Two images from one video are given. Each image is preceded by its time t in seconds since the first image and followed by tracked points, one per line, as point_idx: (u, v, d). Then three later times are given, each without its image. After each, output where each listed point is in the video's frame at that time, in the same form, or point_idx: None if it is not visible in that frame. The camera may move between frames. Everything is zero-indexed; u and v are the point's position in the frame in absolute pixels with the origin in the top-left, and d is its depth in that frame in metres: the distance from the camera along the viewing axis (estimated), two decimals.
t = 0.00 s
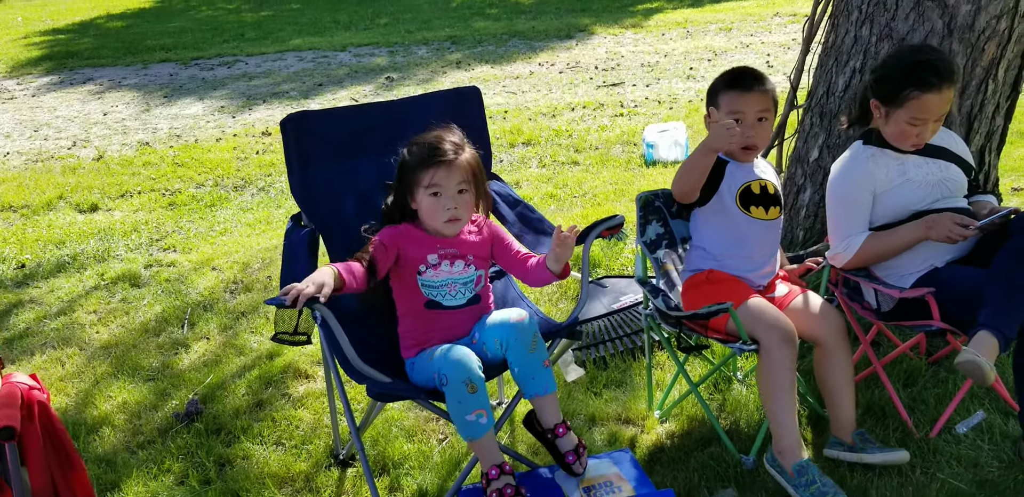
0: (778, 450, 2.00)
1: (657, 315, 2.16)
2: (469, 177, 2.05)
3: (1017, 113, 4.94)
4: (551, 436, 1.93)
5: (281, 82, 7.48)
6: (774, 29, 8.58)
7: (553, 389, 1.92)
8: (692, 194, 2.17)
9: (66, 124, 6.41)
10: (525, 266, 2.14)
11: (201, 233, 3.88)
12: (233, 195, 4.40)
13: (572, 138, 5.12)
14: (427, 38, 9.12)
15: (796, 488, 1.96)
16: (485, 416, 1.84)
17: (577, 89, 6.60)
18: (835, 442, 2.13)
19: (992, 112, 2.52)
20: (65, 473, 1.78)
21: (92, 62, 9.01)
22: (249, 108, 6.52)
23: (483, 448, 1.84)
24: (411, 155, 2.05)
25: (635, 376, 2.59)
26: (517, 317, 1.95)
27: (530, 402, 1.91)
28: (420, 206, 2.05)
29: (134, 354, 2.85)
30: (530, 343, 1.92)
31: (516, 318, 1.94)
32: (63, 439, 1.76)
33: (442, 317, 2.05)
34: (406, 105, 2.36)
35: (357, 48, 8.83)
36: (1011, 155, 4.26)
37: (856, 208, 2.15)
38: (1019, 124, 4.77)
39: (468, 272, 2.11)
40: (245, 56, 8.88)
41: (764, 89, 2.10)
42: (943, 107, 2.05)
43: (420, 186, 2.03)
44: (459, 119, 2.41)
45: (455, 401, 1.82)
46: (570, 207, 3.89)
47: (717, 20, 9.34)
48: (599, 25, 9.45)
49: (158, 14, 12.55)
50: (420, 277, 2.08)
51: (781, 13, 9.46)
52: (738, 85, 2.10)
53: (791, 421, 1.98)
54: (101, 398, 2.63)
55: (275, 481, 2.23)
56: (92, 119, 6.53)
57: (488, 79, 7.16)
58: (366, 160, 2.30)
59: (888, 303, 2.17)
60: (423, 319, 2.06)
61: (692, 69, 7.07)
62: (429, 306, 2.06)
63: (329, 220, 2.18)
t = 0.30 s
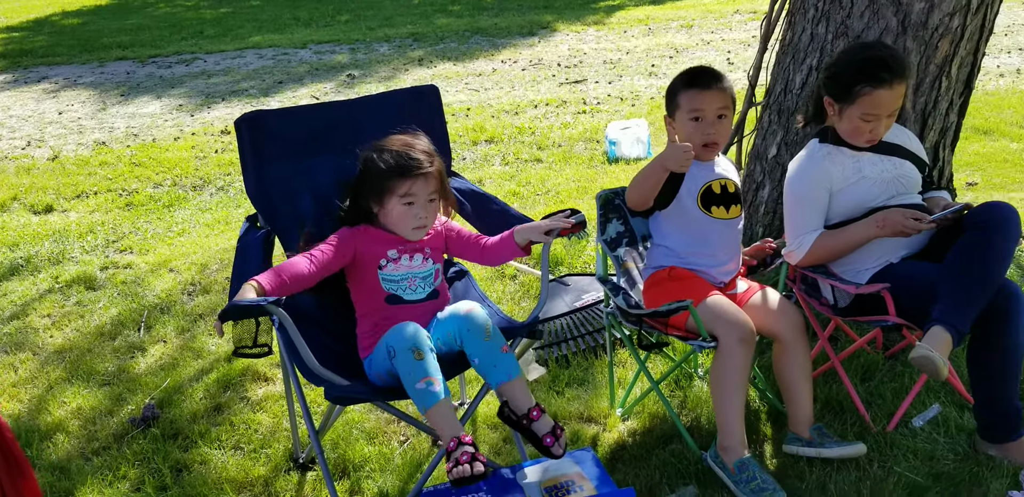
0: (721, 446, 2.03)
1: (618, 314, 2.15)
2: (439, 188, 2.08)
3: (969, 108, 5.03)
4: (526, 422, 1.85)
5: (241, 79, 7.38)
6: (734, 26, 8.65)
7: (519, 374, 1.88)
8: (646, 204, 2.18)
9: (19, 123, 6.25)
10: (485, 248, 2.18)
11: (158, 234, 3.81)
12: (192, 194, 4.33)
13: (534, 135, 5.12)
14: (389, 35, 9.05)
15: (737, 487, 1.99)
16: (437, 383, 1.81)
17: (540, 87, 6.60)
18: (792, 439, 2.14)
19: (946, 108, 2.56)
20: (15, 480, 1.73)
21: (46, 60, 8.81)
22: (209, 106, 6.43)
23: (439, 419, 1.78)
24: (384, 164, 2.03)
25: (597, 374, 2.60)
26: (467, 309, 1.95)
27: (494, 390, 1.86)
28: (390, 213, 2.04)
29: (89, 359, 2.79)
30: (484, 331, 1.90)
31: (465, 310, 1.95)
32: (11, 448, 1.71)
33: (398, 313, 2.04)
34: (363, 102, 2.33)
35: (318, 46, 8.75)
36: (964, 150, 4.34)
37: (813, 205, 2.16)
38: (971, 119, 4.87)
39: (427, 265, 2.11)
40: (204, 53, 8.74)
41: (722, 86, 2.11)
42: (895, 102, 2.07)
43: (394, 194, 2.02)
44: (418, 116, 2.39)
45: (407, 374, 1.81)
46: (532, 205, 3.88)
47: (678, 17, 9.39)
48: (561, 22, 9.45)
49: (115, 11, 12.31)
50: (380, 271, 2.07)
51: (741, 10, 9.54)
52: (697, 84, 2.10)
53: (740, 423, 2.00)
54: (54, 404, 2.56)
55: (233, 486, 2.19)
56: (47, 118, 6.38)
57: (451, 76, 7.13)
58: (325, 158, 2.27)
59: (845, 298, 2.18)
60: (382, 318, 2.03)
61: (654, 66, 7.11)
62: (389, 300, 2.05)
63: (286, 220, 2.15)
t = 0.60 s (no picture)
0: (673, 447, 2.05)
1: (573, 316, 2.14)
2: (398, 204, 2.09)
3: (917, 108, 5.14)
4: (479, 395, 1.78)
5: (194, 77, 7.24)
6: (690, 26, 8.73)
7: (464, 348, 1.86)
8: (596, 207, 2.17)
9: None
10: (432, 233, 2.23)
11: (108, 235, 3.72)
12: (143, 194, 4.24)
13: (492, 134, 5.11)
14: (346, 33, 8.96)
15: (689, 484, 2.00)
16: (372, 333, 1.87)
17: (498, 86, 6.59)
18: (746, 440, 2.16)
19: (896, 110, 2.61)
20: None
21: None
22: (160, 105, 6.30)
23: (377, 361, 1.79)
24: (345, 182, 2.01)
25: (553, 376, 2.60)
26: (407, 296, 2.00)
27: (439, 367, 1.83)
28: (348, 229, 2.04)
29: (35, 364, 2.71)
30: (420, 311, 1.94)
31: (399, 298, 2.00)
32: None
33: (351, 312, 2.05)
34: (316, 104, 2.30)
35: (273, 43, 8.63)
36: (913, 149, 4.44)
37: (765, 207, 2.18)
38: (919, 119, 4.97)
39: (376, 267, 2.12)
40: (156, 50, 8.57)
41: (679, 93, 2.08)
42: (847, 107, 2.09)
43: (356, 213, 2.02)
44: (371, 119, 2.37)
45: (343, 334, 1.88)
46: (491, 204, 3.87)
47: (634, 17, 9.44)
48: (518, 20, 9.44)
49: (63, 6, 12.01)
50: (329, 273, 2.06)
51: (697, 10, 9.62)
52: (654, 90, 2.06)
53: (694, 424, 2.02)
54: None
55: (184, 494, 2.13)
56: None
57: (408, 75, 7.08)
58: (277, 161, 2.23)
59: (797, 300, 2.20)
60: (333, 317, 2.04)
61: (612, 66, 7.14)
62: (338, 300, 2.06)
63: (239, 225, 2.11)
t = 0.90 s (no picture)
0: (653, 445, 2.06)
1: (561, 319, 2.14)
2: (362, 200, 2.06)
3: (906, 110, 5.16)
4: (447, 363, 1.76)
5: (183, 78, 7.22)
6: (680, 27, 8.75)
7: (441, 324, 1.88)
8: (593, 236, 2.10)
9: None
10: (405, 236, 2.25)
11: (96, 237, 3.70)
12: (132, 196, 4.22)
13: (482, 136, 5.10)
14: (336, 33, 8.94)
15: (663, 483, 2.01)
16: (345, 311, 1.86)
17: (489, 87, 6.59)
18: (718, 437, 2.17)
19: (883, 113, 2.61)
20: None
21: None
22: (149, 106, 6.27)
23: (364, 329, 1.79)
24: (302, 182, 2.00)
25: (542, 379, 2.60)
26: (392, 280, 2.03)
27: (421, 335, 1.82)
28: (314, 229, 2.02)
29: (20, 368, 2.69)
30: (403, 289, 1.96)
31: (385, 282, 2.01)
32: None
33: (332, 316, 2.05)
34: (303, 106, 2.29)
35: (263, 44, 8.60)
36: (903, 151, 4.45)
37: (754, 211, 2.18)
38: (909, 120, 4.99)
39: (354, 268, 2.13)
40: (145, 51, 8.54)
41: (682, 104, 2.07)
42: (837, 110, 2.09)
43: (318, 213, 2.00)
44: (358, 122, 2.37)
45: (313, 317, 1.86)
46: (481, 206, 3.86)
47: (625, 18, 9.45)
48: (509, 21, 9.43)
49: (51, 7, 11.95)
50: (305, 277, 2.07)
51: (687, 11, 9.64)
52: (658, 101, 2.05)
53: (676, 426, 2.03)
54: None
55: None
56: None
57: (398, 76, 7.07)
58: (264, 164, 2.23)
59: (786, 302, 2.20)
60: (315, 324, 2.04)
61: (603, 67, 7.14)
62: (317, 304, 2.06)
63: (225, 227, 2.10)
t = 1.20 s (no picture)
0: (653, 458, 2.05)
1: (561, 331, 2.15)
2: (344, 215, 2.05)
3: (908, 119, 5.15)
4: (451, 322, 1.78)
5: (186, 89, 7.26)
6: (682, 37, 8.76)
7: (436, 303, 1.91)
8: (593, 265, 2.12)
9: None
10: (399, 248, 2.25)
11: (98, 248, 3.72)
12: (134, 207, 4.23)
13: (484, 146, 5.11)
14: (339, 44, 8.98)
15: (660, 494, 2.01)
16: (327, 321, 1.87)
17: (491, 97, 6.60)
18: (695, 434, 2.22)
19: (884, 122, 2.61)
20: None
21: None
22: (152, 117, 6.31)
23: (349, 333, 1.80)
24: (280, 201, 2.00)
25: (542, 390, 2.59)
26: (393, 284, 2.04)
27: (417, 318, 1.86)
28: (297, 248, 2.01)
29: (20, 380, 2.69)
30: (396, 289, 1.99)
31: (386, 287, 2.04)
32: None
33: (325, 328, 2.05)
34: (301, 119, 2.30)
35: (266, 55, 8.65)
36: (905, 160, 4.44)
37: (753, 220, 2.17)
38: (911, 129, 4.98)
39: (345, 280, 2.13)
40: (149, 62, 8.59)
41: (689, 119, 2.04)
42: (836, 120, 2.08)
43: (298, 231, 1.99)
44: (356, 134, 2.38)
45: (298, 331, 1.86)
46: (482, 216, 3.87)
47: (627, 28, 9.47)
48: (511, 32, 9.46)
49: (56, 19, 12.04)
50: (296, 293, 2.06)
51: (689, 21, 9.66)
52: (664, 118, 2.02)
53: (675, 439, 2.02)
54: None
55: None
56: None
57: (401, 86, 7.09)
58: (261, 177, 2.23)
59: (786, 312, 2.19)
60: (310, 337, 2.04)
61: (604, 77, 7.16)
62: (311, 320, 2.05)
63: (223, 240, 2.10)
